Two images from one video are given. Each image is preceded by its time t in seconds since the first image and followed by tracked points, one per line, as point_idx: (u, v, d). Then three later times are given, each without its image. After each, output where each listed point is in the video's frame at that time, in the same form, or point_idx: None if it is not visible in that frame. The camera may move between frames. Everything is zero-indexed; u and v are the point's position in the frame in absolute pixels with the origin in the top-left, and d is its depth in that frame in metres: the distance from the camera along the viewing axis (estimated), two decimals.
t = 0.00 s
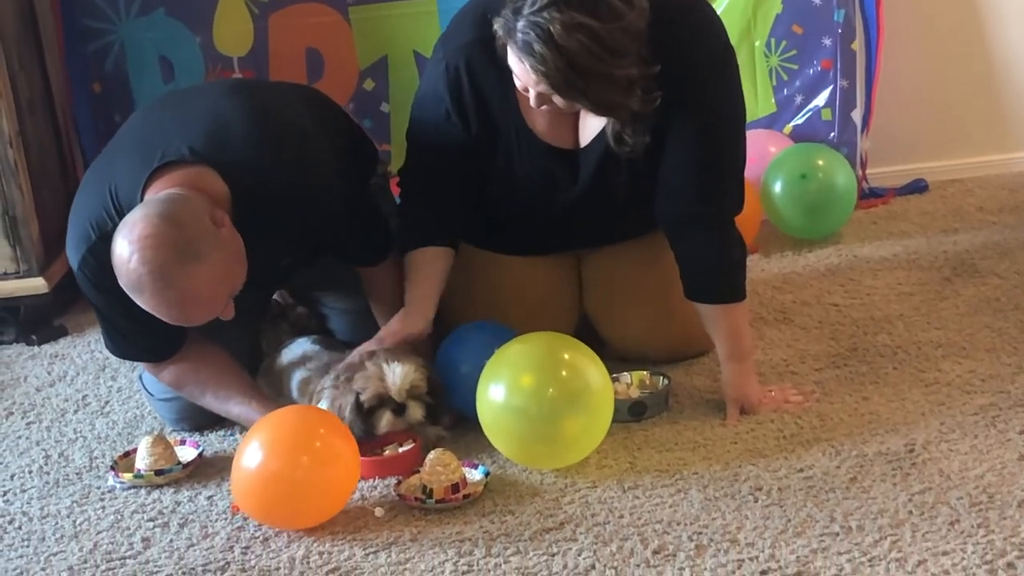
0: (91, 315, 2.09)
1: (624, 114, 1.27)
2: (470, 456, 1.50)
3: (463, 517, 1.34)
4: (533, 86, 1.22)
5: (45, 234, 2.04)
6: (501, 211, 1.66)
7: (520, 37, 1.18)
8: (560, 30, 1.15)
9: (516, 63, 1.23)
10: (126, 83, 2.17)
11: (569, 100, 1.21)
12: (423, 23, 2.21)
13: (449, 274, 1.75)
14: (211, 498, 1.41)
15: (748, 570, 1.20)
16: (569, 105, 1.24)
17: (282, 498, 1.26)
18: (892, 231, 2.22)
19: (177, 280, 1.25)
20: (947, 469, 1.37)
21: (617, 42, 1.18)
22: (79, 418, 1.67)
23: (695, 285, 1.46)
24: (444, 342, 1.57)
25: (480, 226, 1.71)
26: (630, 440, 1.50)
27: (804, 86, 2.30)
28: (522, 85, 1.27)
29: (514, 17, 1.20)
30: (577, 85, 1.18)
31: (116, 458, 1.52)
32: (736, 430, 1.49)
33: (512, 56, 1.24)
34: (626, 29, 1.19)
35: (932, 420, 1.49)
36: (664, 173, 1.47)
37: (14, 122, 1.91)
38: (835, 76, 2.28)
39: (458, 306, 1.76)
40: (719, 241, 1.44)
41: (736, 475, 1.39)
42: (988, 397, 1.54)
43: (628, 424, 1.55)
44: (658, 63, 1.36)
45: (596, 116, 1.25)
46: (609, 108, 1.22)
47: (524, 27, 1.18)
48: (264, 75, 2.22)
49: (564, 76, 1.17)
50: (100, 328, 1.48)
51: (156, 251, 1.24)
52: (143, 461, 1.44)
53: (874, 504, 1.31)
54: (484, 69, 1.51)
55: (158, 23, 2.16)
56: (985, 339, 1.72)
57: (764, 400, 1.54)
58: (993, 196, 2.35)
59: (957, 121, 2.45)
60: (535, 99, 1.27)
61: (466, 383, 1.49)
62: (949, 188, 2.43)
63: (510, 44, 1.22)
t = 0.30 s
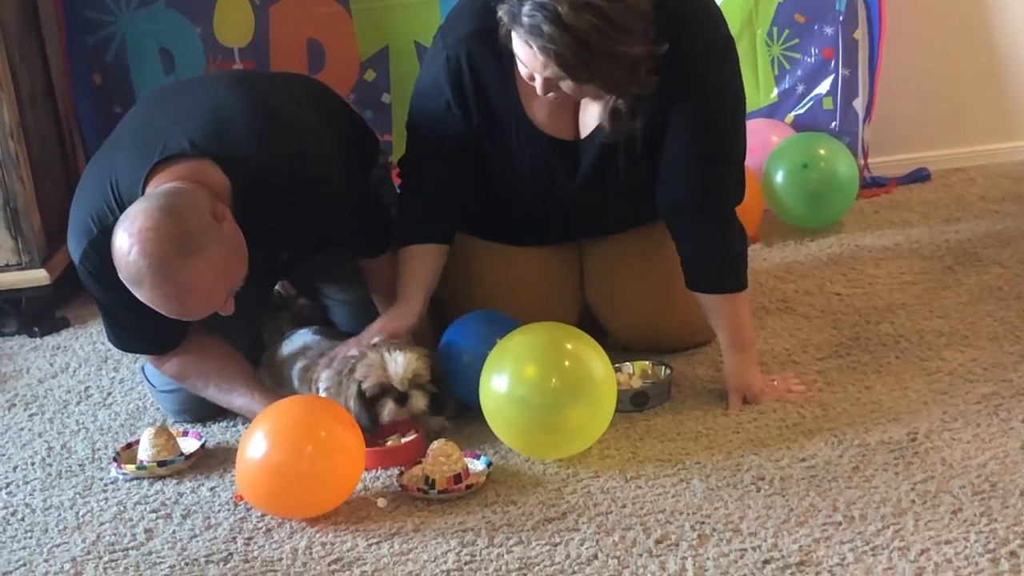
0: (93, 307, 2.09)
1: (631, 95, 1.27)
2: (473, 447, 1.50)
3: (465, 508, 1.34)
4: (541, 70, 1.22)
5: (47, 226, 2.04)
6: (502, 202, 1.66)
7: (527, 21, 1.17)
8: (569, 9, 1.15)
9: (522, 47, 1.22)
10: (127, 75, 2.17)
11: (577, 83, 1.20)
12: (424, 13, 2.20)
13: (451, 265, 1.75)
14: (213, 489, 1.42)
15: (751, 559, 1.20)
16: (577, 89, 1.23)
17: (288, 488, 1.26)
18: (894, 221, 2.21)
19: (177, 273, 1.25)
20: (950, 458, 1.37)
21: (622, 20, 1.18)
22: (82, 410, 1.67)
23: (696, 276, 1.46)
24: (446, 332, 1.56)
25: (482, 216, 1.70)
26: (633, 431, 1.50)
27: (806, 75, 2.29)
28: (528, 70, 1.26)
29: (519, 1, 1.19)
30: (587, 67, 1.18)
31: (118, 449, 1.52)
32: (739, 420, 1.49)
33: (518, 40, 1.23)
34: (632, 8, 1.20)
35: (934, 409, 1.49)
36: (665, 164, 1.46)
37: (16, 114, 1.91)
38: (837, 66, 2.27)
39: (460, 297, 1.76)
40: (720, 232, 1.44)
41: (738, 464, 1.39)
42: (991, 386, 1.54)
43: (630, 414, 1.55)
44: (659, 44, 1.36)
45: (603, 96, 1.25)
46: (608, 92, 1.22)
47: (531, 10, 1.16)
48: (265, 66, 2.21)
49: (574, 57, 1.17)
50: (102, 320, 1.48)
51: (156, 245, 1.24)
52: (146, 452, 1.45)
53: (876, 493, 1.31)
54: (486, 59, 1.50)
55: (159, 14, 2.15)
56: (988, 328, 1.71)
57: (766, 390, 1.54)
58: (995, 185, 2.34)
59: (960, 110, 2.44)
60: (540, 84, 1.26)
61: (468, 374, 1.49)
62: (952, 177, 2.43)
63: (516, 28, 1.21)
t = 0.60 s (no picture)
0: (95, 297, 2.09)
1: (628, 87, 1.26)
2: (476, 436, 1.50)
3: (468, 497, 1.34)
4: (536, 61, 1.21)
5: (48, 217, 2.04)
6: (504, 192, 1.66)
7: (522, 10, 1.17)
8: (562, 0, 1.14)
9: (519, 37, 1.22)
10: (128, 65, 2.16)
11: (571, 74, 1.20)
12: (424, 2, 2.19)
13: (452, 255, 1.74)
14: (216, 479, 1.42)
15: (754, 547, 1.20)
16: (573, 81, 1.23)
17: (290, 477, 1.26)
18: (896, 208, 2.21)
19: (177, 265, 1.24)
20: (952, 445, 1.37)
21: (615, 13, 1.17)
22: (84, 400, 1.67)
23: (698, 265, 1.46)
24: (447, 322, 1.56)
25: (483, 205, 1.70)
26: (635, 419, 1.50)
27: (808, 63, 2.28)
28: (526, 61, 1.26)
29: None
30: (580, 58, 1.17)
31: (121, 440, 1.52)
32: (741, 408, 1.49)
33: (514, 31, 1.23)
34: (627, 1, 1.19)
35: (936, 396, 1.49)
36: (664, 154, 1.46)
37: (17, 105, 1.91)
38: (840, 52, 2.27)
39: (462, 286, 1.75)
40: (722, 221, 1.43)
41: (741, 453, 1.39)
42: (993, 373, 1.54)
43: (632, 402, 1.55)
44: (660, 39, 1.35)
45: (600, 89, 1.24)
46: (610, 81, 1.22)
47: None
48: (266, 56, 2.20)
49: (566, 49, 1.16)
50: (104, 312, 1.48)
51: (157, 236, 1.24)
52: (149, 443, 1.45)
53: (879, 480, 1.31)
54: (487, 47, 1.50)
55: (159, 4, 2.14)
56: (990, 316, 1.71)
57: (769, 378, 1.54)
58: (997, 172, 2.33)
59: (962, 97, 2.43)
60: (538, 75, 1.26)
61: (470, 363, 1.49)
62: (954, 164, 2.42)
63: (512, 19, 1.21)
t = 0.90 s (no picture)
0: (97, 287, 2.09)
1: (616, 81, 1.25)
2: (479, 424, 1.49)
3: (472, 484, 1.34)
4: (524, 47, 1.21)
5: (50, 206, 2.03)
6: (506, 180, 1.65)
7: None
8: None
9: (509, 21, 1.21)
10: (129, 54, 2.15)
11: (558, 62, 1.19)
12: None
13: (454, 242, 1.74)
14: (220, 468, 1.42)
15: (757, 534, 1.20)
16: (560, 69, 1.22)
17: (292, 466, 1.26)
18: (899, 193, 2.20)
19: (177, 256, 1.24)
20: (955, 430, 1.37)
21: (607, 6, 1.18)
22: (87, 390, 1.67)
23: (700, 252, 1.45)
24: (449, 310, 1.56)
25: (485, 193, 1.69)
26: (639, 406, 1.50)
27: (811, 48, 2.27)
28: (515, 45, 1.25)
29: None
30: (567, 47, 1.17)
31: (125, 429, 1.52)
32: (744, 394, 1.49)
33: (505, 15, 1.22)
34: None
35: (939, 381, 1.49)
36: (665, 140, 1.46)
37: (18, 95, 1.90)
38: (843, 36, 2.25)
39: (464, 274, 1.75)
40: (723, 207, 1.43)
41: (744, 439, 1.39)
42: (996, 358, 1.53)
43: (635, 389, 1.54)
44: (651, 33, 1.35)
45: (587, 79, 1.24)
46: (612, 67, 1.21)
47: None
48: (266, 44, 2.20)
49: (554, 38, 1.16)
50: (106, 302, 1.47)
51: (157, 226, 1.24)
52: (152, 432, 1.45)
53: (882, 466, 1.31)
54: (489, 33, 1.49)
55: None
56: (994, 300, 1.71)
57: (772, 364, 1.54)
58: (1000, 156, 2.33)
59: (965, 81, 2.42)
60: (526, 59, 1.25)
61: (473, 352, 1.49)
62: (956, 148, 2.41)
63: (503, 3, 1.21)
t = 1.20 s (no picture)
0: (100, 275, 2.09)
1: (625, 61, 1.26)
2: (482, 410, 1.49)
3: (475, 470, 1.34)
4: (533, 31, 1.20)
5: (51, 195, 2.03)
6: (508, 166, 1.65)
7: None
8: None
9: (516, 7, 1.21)
10: (130, 41, 2.15)
11: (569, 46, 1.18)
12: None
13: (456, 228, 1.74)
14: (224, 455, 1.42)
15: (761, 518, 1.21)
16: (569, 53, 1.21)
17: (296, 453, 1.26)
18: (901, 176, 2.20)
19: (185, 236, 1.23)
20: (959, 414, 1.37)
21: None
22: (91, 377, 1.67)
23: (703, 236, 1.45)
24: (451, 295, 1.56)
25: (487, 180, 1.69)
26: (642, 391, 1.50)
27: (813, 31, 2.26)
28: (522, 31, 1.24)
29: None
30: (578, 30, 1.16)
31: (128, 417, 1.52)
32: (748, 378, 1.49)
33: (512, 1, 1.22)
34: None
35: (943, 364, 1.48)
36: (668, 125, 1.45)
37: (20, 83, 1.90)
38: (844, 19, 2.25)
39: (466, 260, 1.75)
40: (727, 192, 1.42)
41: (747, 423, 1.39)
42: (999, 340, 1.53)
43: (639, 374, 1.54)
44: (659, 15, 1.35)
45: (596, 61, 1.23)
46: (616, 52, 1.21)
47: None
48: (267, 30, 2.19)
49: (565, 22, 1.15)
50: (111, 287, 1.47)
51: (165, 206, 1.23)
52: (156, 420, 1.45)
53: (886, 449, 1.31)
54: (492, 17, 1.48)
55: None
56: (997, 283, 1.70)
57: (776, 348, 1.54)
58: (1003, 139, 2.32)
59: (967, 64, 2.41)
60: (535, 45, 1.24)
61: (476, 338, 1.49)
62: (959, 131, 2.40)
63: None
